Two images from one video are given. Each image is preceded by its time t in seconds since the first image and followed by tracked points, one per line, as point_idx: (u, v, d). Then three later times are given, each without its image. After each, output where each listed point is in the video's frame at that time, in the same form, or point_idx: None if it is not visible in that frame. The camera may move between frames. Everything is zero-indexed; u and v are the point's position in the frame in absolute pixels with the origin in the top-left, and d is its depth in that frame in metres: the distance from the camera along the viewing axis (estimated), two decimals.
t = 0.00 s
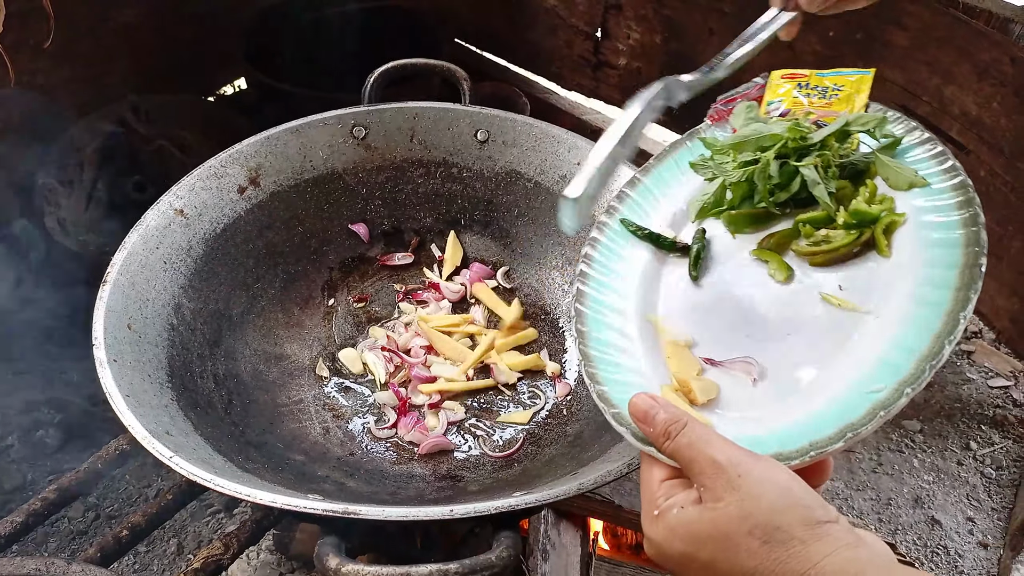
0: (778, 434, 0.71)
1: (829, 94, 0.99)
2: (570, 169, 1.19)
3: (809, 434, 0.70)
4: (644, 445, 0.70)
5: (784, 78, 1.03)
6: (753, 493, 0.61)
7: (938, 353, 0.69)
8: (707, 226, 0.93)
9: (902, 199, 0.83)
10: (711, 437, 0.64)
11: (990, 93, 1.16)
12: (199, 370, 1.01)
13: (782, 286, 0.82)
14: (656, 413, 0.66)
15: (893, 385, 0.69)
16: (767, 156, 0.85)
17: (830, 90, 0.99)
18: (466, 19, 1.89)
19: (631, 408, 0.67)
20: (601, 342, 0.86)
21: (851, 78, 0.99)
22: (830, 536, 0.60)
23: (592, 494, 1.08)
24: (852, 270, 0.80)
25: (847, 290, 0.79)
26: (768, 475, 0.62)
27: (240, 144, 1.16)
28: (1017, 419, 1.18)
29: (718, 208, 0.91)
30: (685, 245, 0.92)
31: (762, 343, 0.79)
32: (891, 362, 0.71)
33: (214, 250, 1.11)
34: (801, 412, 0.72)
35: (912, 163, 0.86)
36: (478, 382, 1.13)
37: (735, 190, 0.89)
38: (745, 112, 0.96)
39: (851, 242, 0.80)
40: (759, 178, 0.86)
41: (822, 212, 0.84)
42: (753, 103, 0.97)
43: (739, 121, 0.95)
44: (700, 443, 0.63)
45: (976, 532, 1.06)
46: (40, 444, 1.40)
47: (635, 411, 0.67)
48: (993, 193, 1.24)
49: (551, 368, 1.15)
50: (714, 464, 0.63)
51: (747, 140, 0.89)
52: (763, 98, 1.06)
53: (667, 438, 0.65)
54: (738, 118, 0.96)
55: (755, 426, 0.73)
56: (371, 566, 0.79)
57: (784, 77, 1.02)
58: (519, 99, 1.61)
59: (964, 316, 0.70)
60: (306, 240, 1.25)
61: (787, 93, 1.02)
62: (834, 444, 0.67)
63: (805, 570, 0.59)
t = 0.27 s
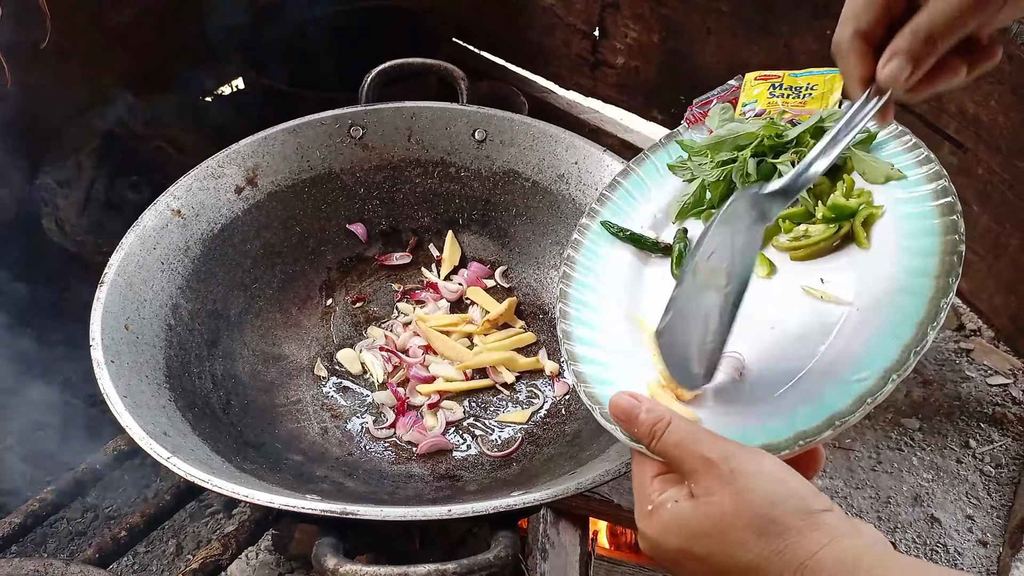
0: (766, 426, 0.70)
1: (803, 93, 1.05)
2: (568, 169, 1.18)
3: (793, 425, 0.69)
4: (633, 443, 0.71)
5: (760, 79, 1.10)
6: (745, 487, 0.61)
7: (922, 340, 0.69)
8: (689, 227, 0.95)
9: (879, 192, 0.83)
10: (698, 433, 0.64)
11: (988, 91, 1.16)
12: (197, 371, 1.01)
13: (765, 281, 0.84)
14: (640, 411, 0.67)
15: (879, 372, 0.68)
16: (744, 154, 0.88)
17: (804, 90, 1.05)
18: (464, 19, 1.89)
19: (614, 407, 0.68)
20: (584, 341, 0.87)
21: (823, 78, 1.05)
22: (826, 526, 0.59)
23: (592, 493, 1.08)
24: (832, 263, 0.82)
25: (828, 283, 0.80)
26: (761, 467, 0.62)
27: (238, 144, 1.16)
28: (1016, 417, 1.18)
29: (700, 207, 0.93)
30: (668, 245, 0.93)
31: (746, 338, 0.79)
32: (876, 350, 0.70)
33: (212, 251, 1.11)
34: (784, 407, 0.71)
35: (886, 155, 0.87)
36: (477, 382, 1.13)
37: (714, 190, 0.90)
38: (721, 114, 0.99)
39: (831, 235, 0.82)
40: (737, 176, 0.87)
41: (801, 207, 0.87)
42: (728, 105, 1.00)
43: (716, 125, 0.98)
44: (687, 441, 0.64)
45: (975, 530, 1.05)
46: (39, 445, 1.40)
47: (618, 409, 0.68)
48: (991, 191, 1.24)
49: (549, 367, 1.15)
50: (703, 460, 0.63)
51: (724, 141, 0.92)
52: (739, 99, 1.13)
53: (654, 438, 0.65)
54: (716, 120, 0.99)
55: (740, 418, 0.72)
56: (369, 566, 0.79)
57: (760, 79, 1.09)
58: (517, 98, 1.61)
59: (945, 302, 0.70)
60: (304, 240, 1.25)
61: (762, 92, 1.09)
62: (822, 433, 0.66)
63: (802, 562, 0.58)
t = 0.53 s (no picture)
0: (776, 435, 0.71)
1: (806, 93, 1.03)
2: (570, 166, 1.18)
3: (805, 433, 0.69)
4: (640, 451, 0.70)
5: (762, 78, 1.09)
6: (757, 497, 0.61)
7: (932, 346, 0.69)
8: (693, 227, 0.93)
9: (887, 193, 0.83)
10: (707, 443, 0.63)
11: (991, 89, 1.16)
12: (199, 367, 1.01)
13: (771, 284, 0.82)
14: (646, 419, 0.64)
15: (889, 378, 0.69)
16: (750, 154, 0.89)
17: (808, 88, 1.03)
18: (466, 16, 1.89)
19: (621, 419, 0.66)
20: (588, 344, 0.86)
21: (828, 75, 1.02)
22: (836, 539, 0.60)
23: (594, 490, 1.08)
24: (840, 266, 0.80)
25: (837, 286, 0.79)
26: (771, 477, 0.62)
27: (240, 141, 1.16)
28: (1019, 416, 1.18)
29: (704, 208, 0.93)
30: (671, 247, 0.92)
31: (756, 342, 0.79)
32: (886, 356, 0.71)
33: (214, 248, 1.11)
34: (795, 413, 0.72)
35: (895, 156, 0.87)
36: (478, 379, 1.13)
37: (720, 192, 0.92)
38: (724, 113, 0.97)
39: (839, 237, 0.80)
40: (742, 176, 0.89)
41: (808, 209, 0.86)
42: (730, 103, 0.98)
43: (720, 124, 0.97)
44: (697, 450, 0.62)
45: (978, 529, 1.05)
46: (41, 441, 1.40)
47: (624, 417, 0.65)
48: (993, 189, 1.24)
49: (551, 364, 1.14)
50: (714, 470, 0.62)
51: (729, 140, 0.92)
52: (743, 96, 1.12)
53: (661, 447, 0.64)
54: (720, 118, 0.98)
55: (749, 426, 0.73)
56: (371, 563, 0.79)
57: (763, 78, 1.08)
58: (519, 96, 1.61)
59: (957, 307, 0.70)
60: (306, 237, 1.24)
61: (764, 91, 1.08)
62: (834, 440, 0.66)
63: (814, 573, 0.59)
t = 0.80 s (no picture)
0: (782, 434, 0.70)
1: (811, 83, 1.06)
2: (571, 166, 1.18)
3: (810, 433, 0.69)
4: (643, 453, 0.70)
5: (766, 70, 1.12)
6: (761, 501, 0.61)
7: (938, 342, 0.68)
8: (699, 223, 0.95)
9: (894, 185, 0.82)
10: (711, 446, 0.63)
11: (993, 88, 1.16)
12: (200, 367, 1.01)
13: (777, 279, 0.83)
14: (650, 421, 0.65)
15: (896, 375, 0.68)
16: (753, 150, 0.89)
17: (812, 79, 1.05)
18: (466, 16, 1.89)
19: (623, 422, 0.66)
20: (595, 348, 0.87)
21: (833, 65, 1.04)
22: (842, 542, 0.60)
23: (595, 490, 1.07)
24: (845, 261, 0.81)
25: (842, 281, 0.79)
26: (774, 480, 0.61)
27: (240, 141, 1.16)
28: (1020, 416, 1.17)
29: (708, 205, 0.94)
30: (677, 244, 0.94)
31: (763, 339, 0.79)
32: (893, 353, 0.70)
33: (214, 248, 1.11)
34: (800, 411, 0.71)
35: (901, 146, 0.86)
36: (479, 380, 1.13)
37: (723, 186, 0.92)
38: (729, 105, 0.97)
39: (843, 231, 0.81)
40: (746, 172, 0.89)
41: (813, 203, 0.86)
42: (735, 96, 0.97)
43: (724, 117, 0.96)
44: (700, 452, 0.62)
45: (979, 529, 1.05)
46: (41, 442, 1.40)
47: (628, 420, 0.66)
48: (994, 188, 1.23)
49: (552, 364, 1.14)
50: (717, 473, 0.62)
51: (732, 134, 0.91)
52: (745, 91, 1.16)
53: (664, 449, 0.64)
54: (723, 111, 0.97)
55: (758, 426, 0.72)
56: (371, 564, 0.79)
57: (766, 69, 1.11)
58: (520, 95, 1.61)
59: (964, 302, 0.69)
60: (307, 237, 1.24)
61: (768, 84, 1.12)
62: (838, 440, 0.66)
63: None
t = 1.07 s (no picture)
0: (778, 432, 0.68)
1: (798, 89, 1.04)
2: (571, 164, 1.18)
3: (806, 433, 0.67)
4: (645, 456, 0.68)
5: (752, 77, 1.08)
6: (765, 501, 0.60)
7: (934, 336, 0.69)
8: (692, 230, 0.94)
9: (884, 185, 0.85)
10: (711, 446, 0.62)
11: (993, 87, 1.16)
12: (199, 366, 1.00)
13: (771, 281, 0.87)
14: (647, 427, 0.62)
15: (891, 372, 0.68)
16: (743, 154, 0.91)
17: (797, 85, 1.04)
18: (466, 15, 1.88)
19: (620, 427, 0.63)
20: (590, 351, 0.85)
21: (818, 72, 1.04)
22: (850, 539, 0.59)
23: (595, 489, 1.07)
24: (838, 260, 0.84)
25: (835, 280, 0.82)
26: (778, 481, 0.61)
27: (239, 139, 1.15)
28: (1020, 414, 1.17)
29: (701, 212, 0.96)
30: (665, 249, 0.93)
31: (760, 339, 0.81)
32: (889, 349, 0.70)
33: (213, 247, 1.11)
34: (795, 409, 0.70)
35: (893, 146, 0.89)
36: (478, 379, 1.13)
37: (714, 191, 0.93)
38: (718, 113, 1.02)
39: (835, 233, 0.84)
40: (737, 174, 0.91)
41: (804, 206, 0.91)
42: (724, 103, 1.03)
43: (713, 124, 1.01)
44: (699, 454, 0.61)
45: (978, 528, 1.05)
46: (40, 441, 1.40)
47: (625, 427, 0.63)
48: (994, 187, 1.23)
49: (552, 363, 1.14)
50: (719, 475, 0.61)
51: (722, 139, 0.95)
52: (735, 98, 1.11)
53: (665, 453, 0.61)
54: (712, 117, 1.02)
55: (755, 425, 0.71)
56: (372, 564, 0.79)
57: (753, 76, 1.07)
58: (519, 94, 1.61)
59: (957, 297, 0.70)
60: (306, 236, 1.24)
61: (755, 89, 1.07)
62: (838, 436, 0.65)
63: None
